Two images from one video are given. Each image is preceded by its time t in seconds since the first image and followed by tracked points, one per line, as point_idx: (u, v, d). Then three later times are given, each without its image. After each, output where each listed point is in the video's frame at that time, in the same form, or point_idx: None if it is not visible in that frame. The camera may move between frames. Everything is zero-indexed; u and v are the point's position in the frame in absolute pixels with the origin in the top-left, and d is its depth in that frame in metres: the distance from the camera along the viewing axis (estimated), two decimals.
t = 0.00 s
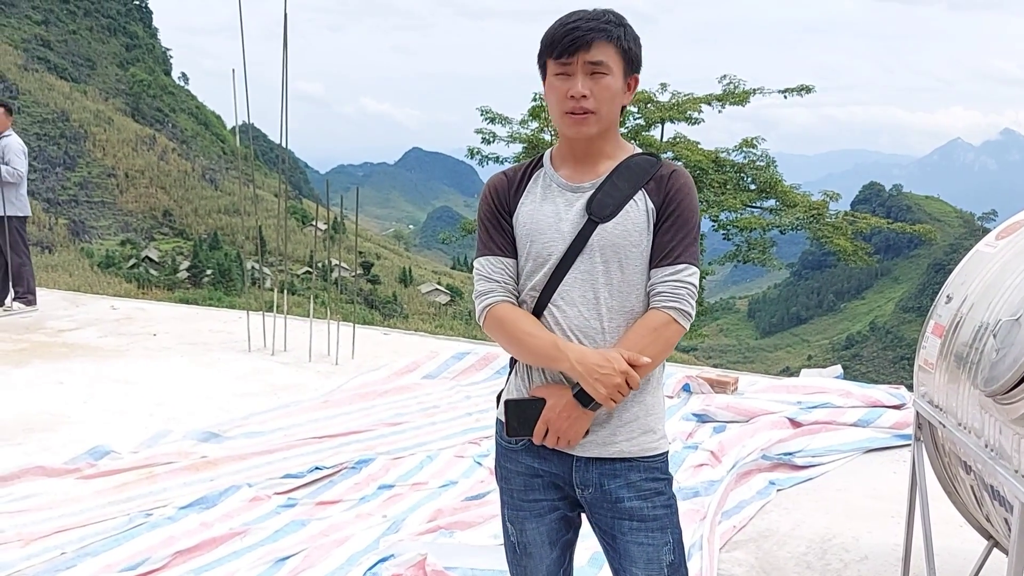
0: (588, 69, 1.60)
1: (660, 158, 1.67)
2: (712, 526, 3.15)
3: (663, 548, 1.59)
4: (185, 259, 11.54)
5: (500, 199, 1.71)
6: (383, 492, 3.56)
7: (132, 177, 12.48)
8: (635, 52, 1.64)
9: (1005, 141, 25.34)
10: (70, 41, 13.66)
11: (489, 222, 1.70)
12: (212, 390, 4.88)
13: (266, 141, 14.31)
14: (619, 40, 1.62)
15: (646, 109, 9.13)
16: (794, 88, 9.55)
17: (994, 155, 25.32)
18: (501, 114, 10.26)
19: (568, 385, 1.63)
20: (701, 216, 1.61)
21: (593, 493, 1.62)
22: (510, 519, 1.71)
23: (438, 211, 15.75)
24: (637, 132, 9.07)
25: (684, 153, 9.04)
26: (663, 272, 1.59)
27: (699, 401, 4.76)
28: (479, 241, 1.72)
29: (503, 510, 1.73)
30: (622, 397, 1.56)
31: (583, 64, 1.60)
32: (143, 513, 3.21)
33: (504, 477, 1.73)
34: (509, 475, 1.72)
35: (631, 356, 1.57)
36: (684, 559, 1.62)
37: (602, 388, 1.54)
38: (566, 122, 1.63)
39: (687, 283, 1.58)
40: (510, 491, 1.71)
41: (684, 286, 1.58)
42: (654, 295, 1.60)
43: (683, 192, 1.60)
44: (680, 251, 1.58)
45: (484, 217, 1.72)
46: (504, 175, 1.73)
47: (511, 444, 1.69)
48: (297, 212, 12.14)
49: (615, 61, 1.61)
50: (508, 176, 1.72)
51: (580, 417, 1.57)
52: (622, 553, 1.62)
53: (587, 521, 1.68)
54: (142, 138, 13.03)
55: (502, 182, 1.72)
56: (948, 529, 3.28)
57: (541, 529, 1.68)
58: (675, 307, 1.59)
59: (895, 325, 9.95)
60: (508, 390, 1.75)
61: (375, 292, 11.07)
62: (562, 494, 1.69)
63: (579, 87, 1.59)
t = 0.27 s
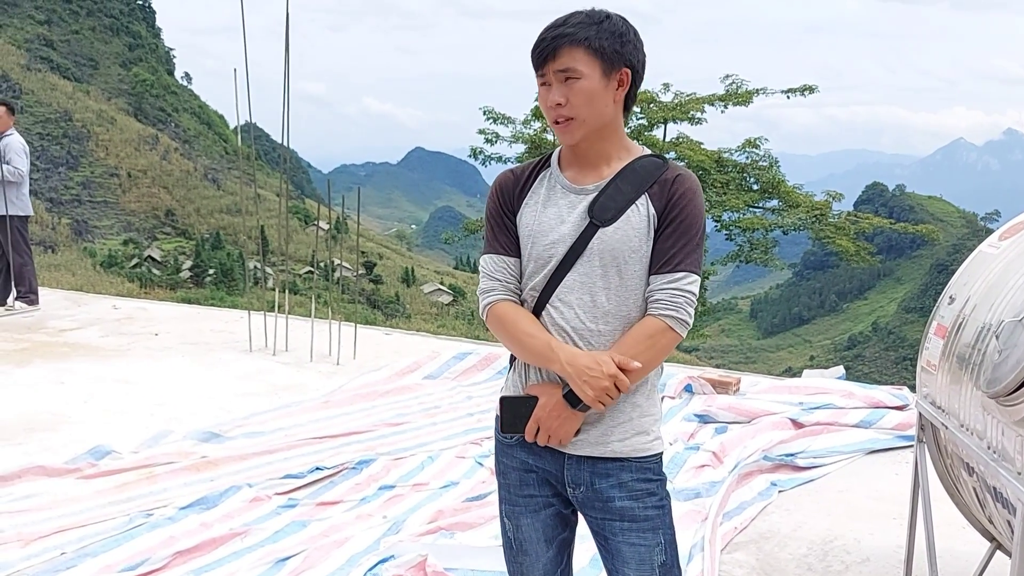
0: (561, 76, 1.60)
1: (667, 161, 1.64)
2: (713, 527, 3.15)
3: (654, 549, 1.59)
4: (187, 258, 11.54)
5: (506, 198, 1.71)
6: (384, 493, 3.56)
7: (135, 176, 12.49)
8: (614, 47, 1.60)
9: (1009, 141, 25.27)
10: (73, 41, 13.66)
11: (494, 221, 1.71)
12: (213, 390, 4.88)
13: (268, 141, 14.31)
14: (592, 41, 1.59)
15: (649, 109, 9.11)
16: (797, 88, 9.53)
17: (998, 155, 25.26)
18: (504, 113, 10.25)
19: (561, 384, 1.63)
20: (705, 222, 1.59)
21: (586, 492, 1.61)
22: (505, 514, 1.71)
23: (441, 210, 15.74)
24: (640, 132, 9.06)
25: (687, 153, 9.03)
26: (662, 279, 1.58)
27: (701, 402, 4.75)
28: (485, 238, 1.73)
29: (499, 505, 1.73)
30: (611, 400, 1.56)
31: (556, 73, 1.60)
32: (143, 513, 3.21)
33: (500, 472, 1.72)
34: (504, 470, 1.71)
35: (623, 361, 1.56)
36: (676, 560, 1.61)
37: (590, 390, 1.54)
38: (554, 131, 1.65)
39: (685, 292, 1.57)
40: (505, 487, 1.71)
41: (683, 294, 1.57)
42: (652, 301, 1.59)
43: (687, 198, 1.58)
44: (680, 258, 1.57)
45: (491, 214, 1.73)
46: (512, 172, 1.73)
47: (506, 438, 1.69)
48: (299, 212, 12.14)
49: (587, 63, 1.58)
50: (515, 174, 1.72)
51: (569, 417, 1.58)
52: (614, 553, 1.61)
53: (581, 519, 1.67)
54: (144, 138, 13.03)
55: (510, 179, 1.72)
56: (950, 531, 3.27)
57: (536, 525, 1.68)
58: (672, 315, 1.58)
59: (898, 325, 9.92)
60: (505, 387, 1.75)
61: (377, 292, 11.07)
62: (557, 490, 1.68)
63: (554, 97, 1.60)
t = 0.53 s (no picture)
0: (556, 78, 1.60)
1: (669, 162, 1.63)
2: (712, 528, 3.14)
3: (651, 551, 1.58)
4: (187, 257, 11.53)
5: (508, 197, 1.70)
6: (383, 493, 3.55)
7: (135, 176, 12.48)
8: (609, 45, 1.59)
9: (1010, 142, 25.26)
10: (74, 40, 13.64)
11: (496, 220, 1.71)
12: (213, 389, 4.88)
13: (269, 141, 14.30)
14: (585, 41, 1.58)
15: (650, 108, 9.09)
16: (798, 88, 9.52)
17: (998, 155, 25.24)
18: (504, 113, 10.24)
19: (557, 385, 1.62)
20: (705, 224, 1.57)
21: (582, 493, 1.61)
22: (503, 514, 1.70)
23: (441, 210, 15.74)
24: (641, 132, 9.05)
25: (688, 153, 9.01)
26: (660, 281, 1.57)
27: (701, 401, 4.74)
28: (487, 237, 1.73)
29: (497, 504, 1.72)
30: (605, 401, 1.55)
31: (551, 75, 1.60)
32: (142, 513, 3.21)
33: (498, 471, 1.72)
34: (502, 469, 1.71)
35: (618, 362, 1.55)
36: (673, 563, 1.61)
37: (584, 391, 1.53)
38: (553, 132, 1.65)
39: (683, 294, 1.56)
40: (503, 486, 1.70)
41: (680, 296, 1.56)
42: (649, 303, 1.58)
43: (687, 200, 1.57)
44: (678, 260, 1.56)
45: (493, 213, 1.72)
46: (515, 172, 1.72)
47: (504, 437, 1.68)
48: (299, 211, 12.13)
49: (580, 63, 1.58)
50: (517, 173, 1.71)
51: (564, 418, 1.57)
52: (610, 555, 1.61)
53: (578, 519, 1.67)
54: (145, 137, 13.02)
55: (512, 178, 1.71)
56: (951, 532, 3.26)
57: (533, 525, 1.67)
58: (669, 317, 1.56)
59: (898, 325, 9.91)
60: (504, 386, 1.74)
61: (378, 291, 11.07)
62: (554, 490, 1.67)
63: (550, 98, 1.60)
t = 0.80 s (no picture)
0: (556, 77, 1.60)
1: (671, 162, 1.64)
2: (712, 528, 3.14)
3: (652, 553, 1.58)
4: (187, 257, 11.52)
5: (510, 197, 1.70)
6: (382, 493, 3.55)
7: (135, 175, 12.48)
8: (609, 45, 1.59)
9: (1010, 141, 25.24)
10: (73, 40, 13.63)
11: (497, 220, 1.70)
12: (213, 389, 4.88)
13: (268, 141, 14.30)
14: (585, 40, 1.59)
15: (649, 108, 9.08)
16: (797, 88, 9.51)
17: (999, 155, 25.22)
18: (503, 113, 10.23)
19: (561, 386, 1.61)
20: (707, 224, 1.58)
21: (585, 494, 1.61)
22: (504, 516, 1.70)
23: (441, 209, 15.74)
24: (640, 132, 9.04)
25: (688, 153, 9.01)
26: (663, 280, 1.57)
27: (700, 401, 4.74)
28: (488, 237, 1.72)
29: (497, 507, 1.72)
30: (611, 401, 1.55)
31: (551, 73, 1.60)
32: (141, 513, 3.21)
33: (499, 474, 1.71)
34: (503, 472, 1.70)
35: (623, 362, 1.55)
36: (675, 564, 1.61)
37: (590, 391, 1.54)
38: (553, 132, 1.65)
39: (686, 293, 1.56)
40: (504, 489, 1.70)
41: (683, 296, 1.56)
42: (653, 302, 1.58)
43: (691, 200, 1.57)
44: (682, 260, 1.56)
45: (494, 213, 1.72)
46: (516, 172, 1.72)
47: (505, 440, 1.68)
48: (299, 211, 12.13)
49: (580, 62, 1.58)
50: (519, 174, 1.71)
51: (569, 418, 1.57)
52: (612, 556, 1.61)
53: (580, 522, 1.67)
54: (144, 137, 13.02)
55: (513, 179, 1.71)
56: (950, 532, 3.26)
57: (535, 528, 1.67)
58: (673, 317, 1.57)
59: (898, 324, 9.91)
60: (505, 387, 1.74)
61: (377, 291, 11.06)
62: (556, 493, 1.67)
63: (549, 97, 1.60)
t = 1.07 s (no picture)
0: (559, 79, 1.60)
1: (676, 165, 1.64)
2: (713, 528, 3.14)
3: (657, 554, 1.58)
4: (187, 257, 11.53)
5: (515, 199, 1.69)
6: (383, 494, 3.55)
7: (135, 175, 12.49)
8: (611, 46, 1.59)
9: (1010, 142, 25.22)
10: (73, 40, 13.63)
11: (501, 222, 1.69)
12: (213, 390, 4.88)
13: (268, 140, 14.30)
14: (587, 42, 1.59)
15: (649, 108, 9.08)
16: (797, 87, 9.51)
17: (999, 155, 25.20)
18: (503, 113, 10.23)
19: (569, 390, 1.61)
20: (713, 228, 1.59)
21: (591, 497, 1.61)
22: (508, 520, 1.70)
23: (441, 209, 15.74)
24: (640, 132, 9.05)
25: (688, 153, 9.02)
26: (671, 284, 1.58)
27: (700, 402, 4.75)
28: (492, 240, 1.70)
29: (502, 510, 1.72)
30: (623, 406, 1.56)
31: (554, 76, 1.61)
32: (142, 514, 3.21)
33: (504, 478, 1.71)
34: (508, 475, 1.70)
35: (635, 367, 1.56)
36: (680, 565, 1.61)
37: (604, 397, 1.54)
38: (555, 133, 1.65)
39: (694, 296, 1.57)
40: (509, 492, 1.70)
41: (691, 299, 1.57)
42: (661, 305, 1.59)
43: (697, 204, 1.58)
44: (690, 264, 1.57)
45: (498, 216, 1.70)
46: (521, 175, 1.71)
47: (510, 444, 1.68)
48: (299, 211, 12.13)
49: (582, 64, 1.58)
50: (524, 176, 1.70)
51: (581, 423, 1.57)
52: (616, 557, 1.61)
53: (585, 524, 1.67)
54: (144, 137, 13.02)
55: (518, 182, 1.70)
56: (951, 532, 3.26)
57: (539, 530, 1.67)
58: (681, 320, 1.58)
59: (898, 324, 9.91)
60: (509, 391, 1.73)
61: (377, 291, 11.07)
62: (561, 495, 1.67)
63: (553, 98, 1.61)
